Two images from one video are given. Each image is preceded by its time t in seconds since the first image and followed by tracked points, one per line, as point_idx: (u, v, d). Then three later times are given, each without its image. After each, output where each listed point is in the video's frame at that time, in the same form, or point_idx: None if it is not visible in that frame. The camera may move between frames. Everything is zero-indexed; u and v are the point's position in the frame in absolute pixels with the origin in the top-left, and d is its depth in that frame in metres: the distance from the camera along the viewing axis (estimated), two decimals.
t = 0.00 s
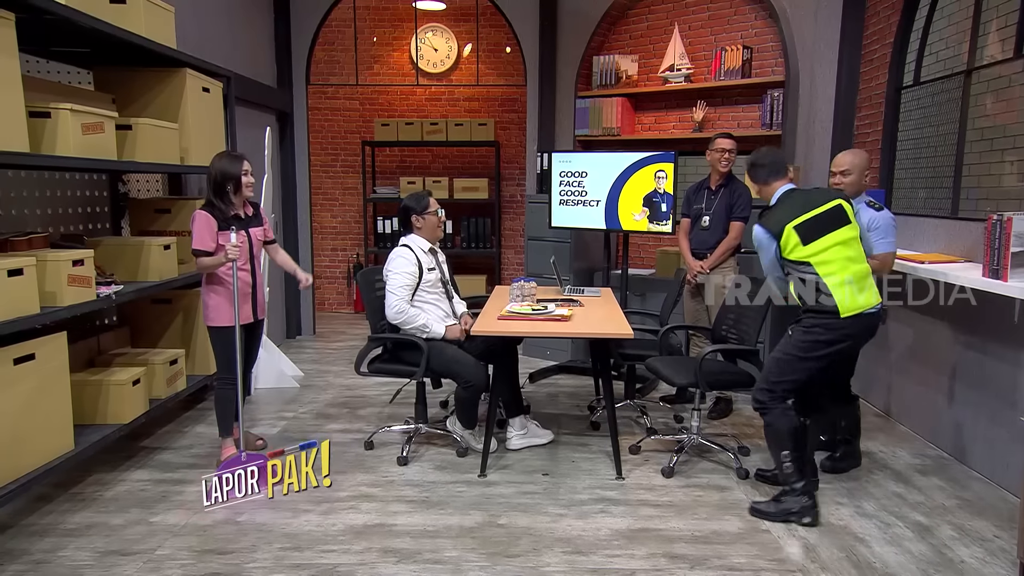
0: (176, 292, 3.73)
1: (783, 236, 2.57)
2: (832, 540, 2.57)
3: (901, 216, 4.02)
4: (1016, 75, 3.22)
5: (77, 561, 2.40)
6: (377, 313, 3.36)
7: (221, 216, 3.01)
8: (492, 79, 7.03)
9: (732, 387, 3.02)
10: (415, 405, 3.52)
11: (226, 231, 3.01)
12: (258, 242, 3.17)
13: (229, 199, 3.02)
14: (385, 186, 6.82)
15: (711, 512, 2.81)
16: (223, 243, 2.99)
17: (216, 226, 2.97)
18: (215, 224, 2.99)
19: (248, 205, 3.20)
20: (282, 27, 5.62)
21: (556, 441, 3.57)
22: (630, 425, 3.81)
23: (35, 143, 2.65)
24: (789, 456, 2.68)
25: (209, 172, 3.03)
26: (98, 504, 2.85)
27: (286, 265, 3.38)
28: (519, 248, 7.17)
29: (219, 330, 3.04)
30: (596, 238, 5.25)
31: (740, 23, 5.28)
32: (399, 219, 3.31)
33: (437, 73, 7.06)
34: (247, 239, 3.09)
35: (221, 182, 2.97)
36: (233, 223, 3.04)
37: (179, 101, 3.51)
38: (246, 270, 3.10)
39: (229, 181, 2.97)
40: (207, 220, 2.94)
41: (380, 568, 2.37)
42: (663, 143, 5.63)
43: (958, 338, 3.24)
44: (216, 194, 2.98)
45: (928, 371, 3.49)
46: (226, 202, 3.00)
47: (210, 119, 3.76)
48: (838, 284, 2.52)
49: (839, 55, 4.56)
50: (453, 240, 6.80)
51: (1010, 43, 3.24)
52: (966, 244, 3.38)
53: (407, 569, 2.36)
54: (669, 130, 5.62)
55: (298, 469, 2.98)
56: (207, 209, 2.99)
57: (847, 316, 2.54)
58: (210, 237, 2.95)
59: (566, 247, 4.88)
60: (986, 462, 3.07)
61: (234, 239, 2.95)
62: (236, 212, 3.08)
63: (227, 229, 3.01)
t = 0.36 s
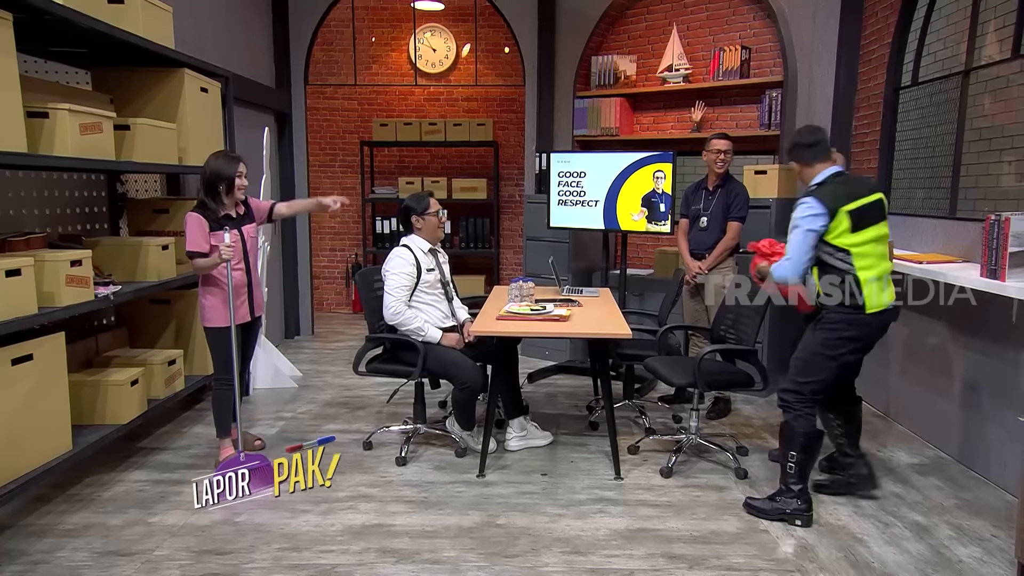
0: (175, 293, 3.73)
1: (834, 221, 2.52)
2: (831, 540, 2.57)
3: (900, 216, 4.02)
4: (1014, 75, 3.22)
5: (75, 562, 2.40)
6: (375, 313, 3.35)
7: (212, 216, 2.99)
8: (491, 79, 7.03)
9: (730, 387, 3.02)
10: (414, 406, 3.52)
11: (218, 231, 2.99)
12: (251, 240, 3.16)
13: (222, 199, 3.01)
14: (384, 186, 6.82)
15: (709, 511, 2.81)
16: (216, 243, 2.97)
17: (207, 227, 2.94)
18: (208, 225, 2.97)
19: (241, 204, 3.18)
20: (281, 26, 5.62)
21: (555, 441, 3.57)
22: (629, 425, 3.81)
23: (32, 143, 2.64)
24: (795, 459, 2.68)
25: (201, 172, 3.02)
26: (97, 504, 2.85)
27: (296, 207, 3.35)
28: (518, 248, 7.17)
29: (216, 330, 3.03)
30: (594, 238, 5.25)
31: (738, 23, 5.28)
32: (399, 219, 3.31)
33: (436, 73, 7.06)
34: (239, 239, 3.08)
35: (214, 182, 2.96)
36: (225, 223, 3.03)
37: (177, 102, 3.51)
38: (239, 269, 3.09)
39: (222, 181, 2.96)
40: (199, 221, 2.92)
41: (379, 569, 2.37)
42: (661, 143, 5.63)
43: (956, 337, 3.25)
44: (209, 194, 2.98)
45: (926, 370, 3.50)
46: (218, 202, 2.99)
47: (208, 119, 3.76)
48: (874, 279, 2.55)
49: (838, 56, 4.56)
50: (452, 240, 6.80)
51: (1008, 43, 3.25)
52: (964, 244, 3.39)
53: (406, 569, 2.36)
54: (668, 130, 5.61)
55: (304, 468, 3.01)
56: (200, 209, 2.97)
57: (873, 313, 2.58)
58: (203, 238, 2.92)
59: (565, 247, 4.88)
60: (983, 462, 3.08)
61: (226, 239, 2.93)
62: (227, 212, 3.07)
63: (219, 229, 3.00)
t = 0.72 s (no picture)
0: (171, 298, 3.72)
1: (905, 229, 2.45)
2: (828, 545, 2.57)
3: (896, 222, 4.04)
4: (1008, 81, 3.24)
5: (70, 569, 2.39)
6: (372, 318, 3.35)
7: (206, 223, 2.98)
8: (487, 85, 7.05)
9: (727, 392, 3.03)
10: (410, 411, 3.52)
11: (212, 237, 2.99)
12: (246, 245, 3.15)
13: (216, 204, 3.02)
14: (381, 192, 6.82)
15: (706, 517, 2.81)
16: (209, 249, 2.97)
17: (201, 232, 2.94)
18: (202, 231, 2.96)
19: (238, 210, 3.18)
20: (277, 32, 5.63)
21: (551, 447, 3.57)
22: (626, 430, 3.81)
23: (28, 148, 2.64)
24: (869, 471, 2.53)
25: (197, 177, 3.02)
26: (92, 510, 2.84)
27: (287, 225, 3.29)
28: (515, 253, 7.19)
29: (209, 336, 3.02)
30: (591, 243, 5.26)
31: (734, 30, 5.29)
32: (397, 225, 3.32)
33: (433, 78, 7.07)
34: (232, 245, 3.07)
35: (209, 188, 2.96)
36: (219, 230, 3.03)
37: (174, 107, 3.51)
38: (234, 274, 3.08)
39: (217, 187, 2.96)
40: (192, 227, 2.91)
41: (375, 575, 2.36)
42: (658, 149, 5.64)
43: (951, 342, 3.26)
44: (204, 199, 2.99)
45: (922, 375, 3.51)
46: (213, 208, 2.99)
47: (204, 124, 3.76)
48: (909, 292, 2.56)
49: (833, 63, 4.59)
50: (449, 245, 6.81)
51: (1002, 50, 3.27)
52: (959, 250, 3.40)
53: None
54: (664, 136, 5.61)
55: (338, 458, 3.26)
56: (194, 215, 2.98)
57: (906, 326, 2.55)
58: (197, 244, 2.91)
59: (561, 253, 4.89)
60: (979, 466, 3.08)
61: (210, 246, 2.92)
62: (223, 218, 3.07)
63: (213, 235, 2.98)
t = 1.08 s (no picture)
0: (162, 301, 3.70)
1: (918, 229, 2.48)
2: (819, 547, 2.58)
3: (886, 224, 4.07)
4: (995, 85, 3.29)
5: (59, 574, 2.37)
6: (365, 321, 3.36)
7: (202, 225, 2.99)
8: (480, 87, 7.06)
9: (719, 394, 3.03)
10: (402, 414, 3.51)
11: (206, 240, 2.98)
12: (240, 251, 3.15)
13: (210, 207, 3.01)
14: (373, 194, 6.81)
15: (697, 519, 2.81)
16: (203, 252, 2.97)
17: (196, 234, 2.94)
18: (196, 233, 2.96)
19: (232, 213, 3.18)
20: (269, 34, 5.63)
21: (544, 449, 3.56)
22: (619, 433, 3.81)
23: (17, 151, 2.63)
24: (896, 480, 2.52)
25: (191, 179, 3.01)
26: (81, 515, 2.82)
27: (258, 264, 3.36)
28: (507, 255, 7.18)
29: (199, 339, 3.01)
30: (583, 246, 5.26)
31: (725, 33, 5.30)
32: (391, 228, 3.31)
33: (425, 81, 7.07)
34: (226, 248, 3.08)
35: (202, 191, 2.95)
36: (214, 232, 3.03)
37: (165, 110, 3.50)
38: (226, 278, 3.08)
39: (210, 189, 2.95)
40: (186, 229, 2.91)
41: None
42: (650, 152, 5.66)
43: (941, 344, 3.28)
44: (198, 202, 2.98)
45: (912, 377, 3.53)
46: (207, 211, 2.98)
47: (195, 127, 3.75)
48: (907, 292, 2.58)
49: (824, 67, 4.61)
50: (441, 248, 6.80)
51: (991, 54, 3.30)
52: (949, 252, 3.43)
53: None
54: (656, 138, 5.62)
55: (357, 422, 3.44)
56: (188, 217, 2.97)
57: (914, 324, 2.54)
58: (190, 246, 2.91)
59: (554, 255, 4.89)
60: (969, 467, 3.10)
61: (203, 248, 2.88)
62: (217, 221, 3.06)
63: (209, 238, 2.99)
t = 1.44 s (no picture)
0: (159, 301, 3.70)
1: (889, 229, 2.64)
2: (815, 547, 2.59)
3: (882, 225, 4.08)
4: (990, 86, 3.30)
5: None
6: (362, 323, 3.35)
7: (202, 226, 2.98)
8: (477, 88, 7.06)
9: (715, 395, 3.03)
10: (398, 415, 3.51)
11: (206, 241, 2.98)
12: (238, 252, 3.16)
13: (208, 208, 3.00)
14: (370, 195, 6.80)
15: (694, 519, 2.81)
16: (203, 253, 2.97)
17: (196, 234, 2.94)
18: (195, 235, 2.95)
19: (231, 214, 3.17)
20: (266, 35, 5.62)
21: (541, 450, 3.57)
22: (616, 434, 3.81)
23: (13, 151, 2.63)
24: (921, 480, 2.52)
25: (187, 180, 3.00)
26: (77, 516, 2.81)
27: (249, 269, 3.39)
28: (504, 256, 7.18)
29: (194, 340, 3.00)
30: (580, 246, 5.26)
31: (721, 34, 5.30)
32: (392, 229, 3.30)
33: (422, 82, 7.08)
34: (224, 248, 3.07)
35: (200, 191, 2.94)
36: (213, 233, 3.02)
37: (161, 110, 3.49)
38: (223, 279, 3.08)
39: (208, 190, 2.94)
40: (185, 230, 2.91)
41: None
42: (646, 152, 5.66)
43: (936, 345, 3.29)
44: (196, 203, 2.96)
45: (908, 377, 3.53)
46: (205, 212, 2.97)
47: (192, 127, 3.75)
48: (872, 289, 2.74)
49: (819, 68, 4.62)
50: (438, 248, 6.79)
51: (985, 55, 3.33)
52: (945, 252, 3.44)
53: None
54: (652, 139, 5.62)
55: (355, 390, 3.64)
56: (187, 218, 2.95)
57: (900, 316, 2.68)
58: (189, 248, 2.90)
59: (551, 256, 4.89)
60: (965, 468, 3.10)
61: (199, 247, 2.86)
62: (216, 222, 3.05)
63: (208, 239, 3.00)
